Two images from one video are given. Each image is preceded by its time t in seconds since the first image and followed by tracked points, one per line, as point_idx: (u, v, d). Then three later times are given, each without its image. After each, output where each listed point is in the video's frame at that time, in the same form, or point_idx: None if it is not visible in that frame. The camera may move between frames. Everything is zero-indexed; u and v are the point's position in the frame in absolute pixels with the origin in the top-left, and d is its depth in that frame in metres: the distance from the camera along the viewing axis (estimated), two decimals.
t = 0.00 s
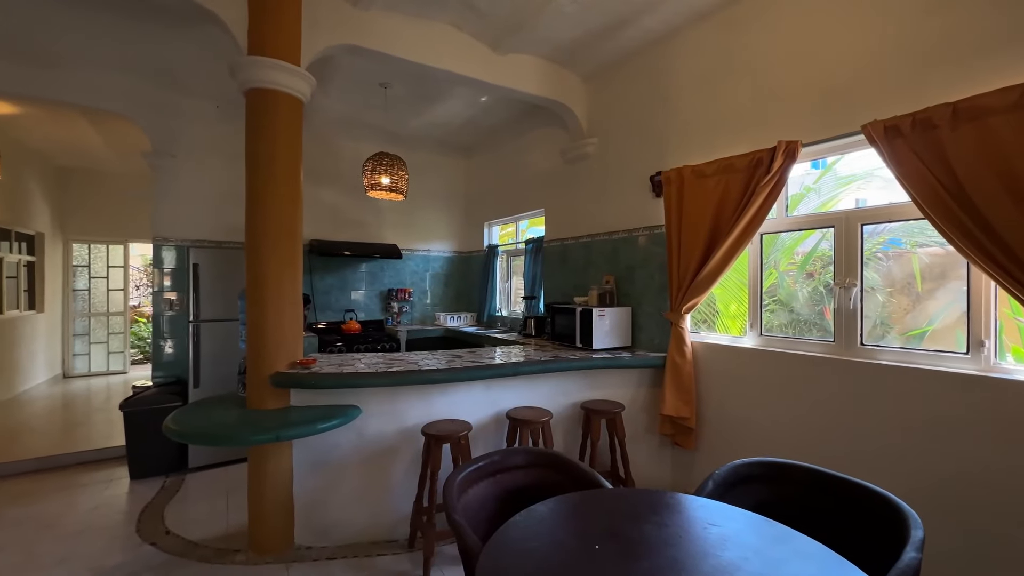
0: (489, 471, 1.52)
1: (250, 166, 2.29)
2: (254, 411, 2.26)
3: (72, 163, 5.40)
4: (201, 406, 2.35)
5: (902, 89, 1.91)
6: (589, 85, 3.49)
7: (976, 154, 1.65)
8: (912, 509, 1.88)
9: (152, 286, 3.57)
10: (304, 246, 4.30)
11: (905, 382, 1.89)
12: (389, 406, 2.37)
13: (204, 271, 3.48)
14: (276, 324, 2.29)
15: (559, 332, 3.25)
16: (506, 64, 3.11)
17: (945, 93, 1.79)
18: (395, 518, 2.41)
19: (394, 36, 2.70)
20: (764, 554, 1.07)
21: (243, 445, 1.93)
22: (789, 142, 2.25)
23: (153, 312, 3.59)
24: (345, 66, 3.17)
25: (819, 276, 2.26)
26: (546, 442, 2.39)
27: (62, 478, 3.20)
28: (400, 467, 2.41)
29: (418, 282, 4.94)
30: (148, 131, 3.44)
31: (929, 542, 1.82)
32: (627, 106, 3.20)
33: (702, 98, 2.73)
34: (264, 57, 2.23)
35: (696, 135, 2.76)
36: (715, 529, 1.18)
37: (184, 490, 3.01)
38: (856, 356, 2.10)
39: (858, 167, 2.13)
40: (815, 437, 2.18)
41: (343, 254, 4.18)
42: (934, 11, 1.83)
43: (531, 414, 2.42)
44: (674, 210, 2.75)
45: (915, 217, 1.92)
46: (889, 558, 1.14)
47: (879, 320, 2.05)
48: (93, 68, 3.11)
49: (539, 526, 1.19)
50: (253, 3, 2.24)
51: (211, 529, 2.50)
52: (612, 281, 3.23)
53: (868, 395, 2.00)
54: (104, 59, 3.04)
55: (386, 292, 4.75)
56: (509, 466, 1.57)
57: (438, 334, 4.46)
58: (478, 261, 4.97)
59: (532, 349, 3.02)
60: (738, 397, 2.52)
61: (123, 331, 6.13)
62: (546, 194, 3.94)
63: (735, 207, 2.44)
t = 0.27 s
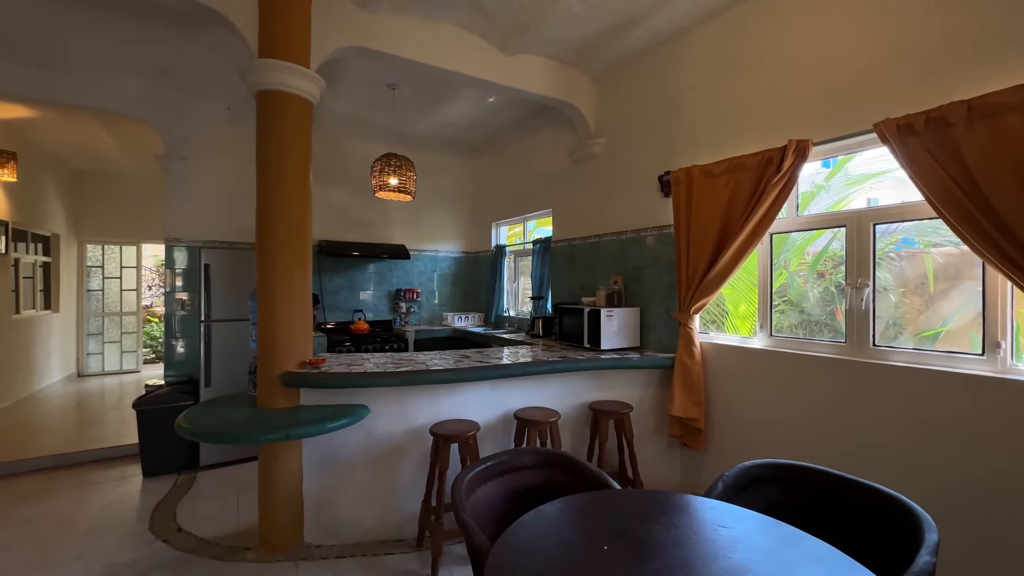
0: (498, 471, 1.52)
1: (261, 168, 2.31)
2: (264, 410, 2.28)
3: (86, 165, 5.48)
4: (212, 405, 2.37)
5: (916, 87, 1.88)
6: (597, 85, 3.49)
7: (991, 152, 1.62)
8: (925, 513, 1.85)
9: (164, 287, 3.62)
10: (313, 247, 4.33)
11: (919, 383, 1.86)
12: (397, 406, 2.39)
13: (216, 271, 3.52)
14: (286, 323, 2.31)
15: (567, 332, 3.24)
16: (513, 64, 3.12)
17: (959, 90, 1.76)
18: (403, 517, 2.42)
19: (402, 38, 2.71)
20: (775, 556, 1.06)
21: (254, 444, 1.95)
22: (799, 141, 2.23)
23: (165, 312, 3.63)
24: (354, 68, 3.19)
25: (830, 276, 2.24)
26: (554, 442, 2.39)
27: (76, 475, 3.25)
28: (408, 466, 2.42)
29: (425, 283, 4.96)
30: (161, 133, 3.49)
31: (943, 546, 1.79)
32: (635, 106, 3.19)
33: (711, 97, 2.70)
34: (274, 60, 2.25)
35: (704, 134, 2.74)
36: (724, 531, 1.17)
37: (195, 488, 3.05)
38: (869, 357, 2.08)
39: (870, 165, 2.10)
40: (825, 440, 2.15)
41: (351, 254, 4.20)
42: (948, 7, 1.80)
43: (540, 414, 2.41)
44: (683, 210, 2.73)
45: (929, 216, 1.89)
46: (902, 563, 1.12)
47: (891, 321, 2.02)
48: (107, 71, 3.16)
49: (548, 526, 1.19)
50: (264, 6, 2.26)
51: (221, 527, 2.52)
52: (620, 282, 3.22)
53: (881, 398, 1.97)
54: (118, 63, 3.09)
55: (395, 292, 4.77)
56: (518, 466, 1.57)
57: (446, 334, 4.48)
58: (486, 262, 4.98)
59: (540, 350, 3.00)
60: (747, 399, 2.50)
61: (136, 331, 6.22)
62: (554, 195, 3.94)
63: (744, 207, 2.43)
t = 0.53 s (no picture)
0: (505, 471, 1.52)
1: (271, 170, 2.33)
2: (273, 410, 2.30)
3: (98, 167, 5.56)
4: (222, 404, 2.39)
5: (928, 85, 1.85)
6: (604, 85, 3.48)
7: (1004, 151, 1.60)
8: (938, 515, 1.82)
9: (175, 287, 3.67)
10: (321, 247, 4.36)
11: (931, 385, 1.84)
12: (404, 406, 2.40)
13: (225, 272, 3.56)
14: (296, 322, 2.33)
15: (574, 333, 3.24)
16: (520, 65, 3.12)
17: (972, 88, 1.74)
18: (411, 517, 2.43)
19: (409, 39, 2.72)
20: (785, 559, 1.05)
21: (262, 442, 1.96)
22: (809, 141, 2.21)
23: (176, 312, 3.68)
24: (362, 69, 3.21)
25: (840, 277, 2.22)
26: (561, 443, 2.39)
27: (90, 473, 3.30)
28: (416, 466, 2.43)
29: (432, 283, 4.97)
30: (172, 136, 3.54)
31: (956, 550, 1.77)
32: (642, 105, 3.18)
33: (719, 97, 2.69)
34: (282, 62, 2.27)
35: (712, 134, 2.72)
36: (733, 533, 1.16)
37: (205, 486, 3.08)
38: (880, 359, 2.05)
39: (880, 165, 2.08)
40: (835, 442, 2.13)
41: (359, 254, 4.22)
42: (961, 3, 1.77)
43: (547, 415, 2.41)
44: (691, 210, 2.72)
45: (941, 216, 1.87)
46: (915, 566, 1.11)
47: (903, 322, 2.00)
48: (121, 75, 3.21)
49: (555, 526, 1.20)
50: (273, 9, 2.29)
51: (231, 525, 2.55)
52: (627, 282, 3.21)
53: (893, 399, 1.95)
54: (130, 66, 3.13)
55: (402, 292, 4.79)
56: (526, 466, 1.57)
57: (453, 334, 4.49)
58: (493, 262, 4.98)
59: (547, 350, 3.00)
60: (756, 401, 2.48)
61: (147, 331, 6.29)
62: (561, 195, 3.94)
63: (753, 207, 2.41)
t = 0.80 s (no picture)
0: (512, 471, 1.53)
1: (279, 170, 2.35)
2: (282, 409, 2.31)
3: (109, 168, 5.63)
4: (231, 403, 2.40)
5: (940, 83, 1.83)
6: (611, 85, 3.47)
7: (1017, 149, 1.58)
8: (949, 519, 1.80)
9: (185, 287, 3.70)
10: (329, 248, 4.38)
11: (943, 386, 1.81)
12: (411, 406, 2.40)
13: (234, 272, 3.58)
14: (304, 323, 2.34)
15: (581, 333, 3.23)
16: (526, 65, 3.12)
17: (985, 85, 1.71)
18: (417, 517, 2.44)
19: (416, 40, 2.73)
20: (794, 561, 1.05)
21: (271, 442, 1.98)
22: (819, 140, 2.19)
23: (185, 312, 3.71)
24: (369, 70, 3.22)
25: (850, 277, 2.20)
26: (567, 443, 2.38)
27: (101, 471, 3.34)
28: (422, 466, 2.44)
29: (439, 283, 4.99)
30: (181, 138, 3.57)
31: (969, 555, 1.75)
32: (649, 105, 3.17)
33: (727, 96, 2.67)
34: (291, 64, 2.28)
35: (719, 134, 2.71)
36: (741, 535, 1.16)
37: (214, 485, 3.10)
38: (891, 360, 2.03)
39: (891, 164, 2.06)
40: (845, 444, 2.11)
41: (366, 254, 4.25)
42: None
43: (554, 415, 2.41)
44: (699, 210, 2.71)
45: (954, 216, 1.85)
46: (926, 569, 1.10)
47: (914, 322, 1.98)
48: (132, 77, 3.25)
49: (563, 526, 1.20)
50: (281, 12, 2.31)
51: (240, 523, 2.57)
52: (634, 282, 3.21)
53: (903, 401, 1.92)
54: (141, 69, 3.17)
55: (408, 292, 4.81)
56: (533, 466, 1.57)
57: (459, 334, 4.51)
58: (499, 262, 4.99)
59: (554, 350, 3.00)
60: (764, 402, 2.46)
61: (157, 330, 6.35)
62: (567, 195, 3.93)
63: (761, 207, 2.39)
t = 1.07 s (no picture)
0: (521, 471, 1.53)
1: (288, 171, 2.37)
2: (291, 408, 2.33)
3: (121, 170, 5.70)
4: (241, 402, 2.42)
5: (953, 80, 1.80)
6: (619, 85, 3.46)
7: None
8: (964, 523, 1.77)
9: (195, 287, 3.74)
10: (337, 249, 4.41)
11: (957, 388, 1.78)
12: (419, 406, 2.41)
13: (244, 273, 3.61)
14: (313, 322, 2.36)
15: (588, 334, 3.23)
16: (533, 66, 3.12)
17: (1000, 83, 1.68)
18: (425, 517, 2.45)
19: (423, 42, 2.74)
20: (806, 564, 1.04)
21: (280, 441, 2.00)
22: (829, 140, 2.17)
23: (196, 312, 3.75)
24: (377, 72, 3.24)
25: (861, 277, 2.17)
26: (575, 444, 2.38)
27: (113, 469, 3.38)
28: (430, 465, 2.45)
29: (446, 283, 5.00)
30: (193, 140, 3.62)
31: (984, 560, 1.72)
32: (657, 105, 3.15)
33: (736, 96, 2.65)
34: (301, 66, 2.30)
35: (728, 133, 2.69)
36: (752, 537, 1.15)
37: (224, 483, 3.13)
38: (903, 361, 2.00)
39: (903, 163, 2.04)
40: (856, 446, 2.09)
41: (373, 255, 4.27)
42: None
43: (561, 416, 2.41)
44: (708, 209, 2.69)
45: (967, 216, 1.82)
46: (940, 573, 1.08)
47: (927, 323, 1.95)
48: (145, 80, 3.29)
49: (572, 527, 1.19)
50: (291, 15, 2.33)
51: (250, 522, 2.59)
52: (641, 283, 3.19)
53: (917, 404, 1.90)
54: (154, 72, 3.21)
55: (416, 292, 4.83)
56: (541, 467, 1.57)
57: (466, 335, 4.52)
58: (506, 262, 4.99)
59: (561, 351, 2.99)
60: (774, 404, 2.44)
61: (168, 330, 6.42)
62: (574, 195, 3.92)
63: (771, 207, 2.37)
